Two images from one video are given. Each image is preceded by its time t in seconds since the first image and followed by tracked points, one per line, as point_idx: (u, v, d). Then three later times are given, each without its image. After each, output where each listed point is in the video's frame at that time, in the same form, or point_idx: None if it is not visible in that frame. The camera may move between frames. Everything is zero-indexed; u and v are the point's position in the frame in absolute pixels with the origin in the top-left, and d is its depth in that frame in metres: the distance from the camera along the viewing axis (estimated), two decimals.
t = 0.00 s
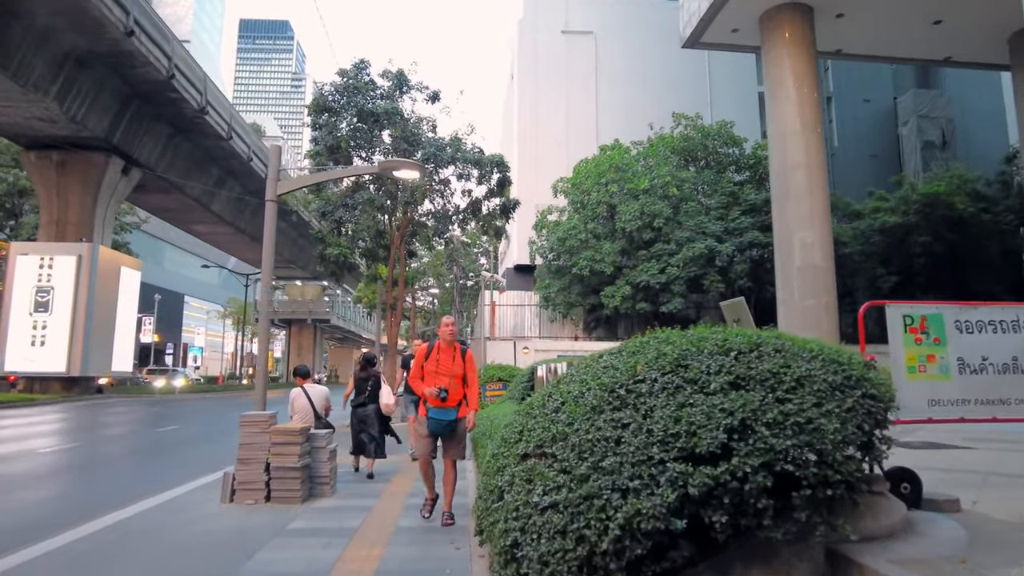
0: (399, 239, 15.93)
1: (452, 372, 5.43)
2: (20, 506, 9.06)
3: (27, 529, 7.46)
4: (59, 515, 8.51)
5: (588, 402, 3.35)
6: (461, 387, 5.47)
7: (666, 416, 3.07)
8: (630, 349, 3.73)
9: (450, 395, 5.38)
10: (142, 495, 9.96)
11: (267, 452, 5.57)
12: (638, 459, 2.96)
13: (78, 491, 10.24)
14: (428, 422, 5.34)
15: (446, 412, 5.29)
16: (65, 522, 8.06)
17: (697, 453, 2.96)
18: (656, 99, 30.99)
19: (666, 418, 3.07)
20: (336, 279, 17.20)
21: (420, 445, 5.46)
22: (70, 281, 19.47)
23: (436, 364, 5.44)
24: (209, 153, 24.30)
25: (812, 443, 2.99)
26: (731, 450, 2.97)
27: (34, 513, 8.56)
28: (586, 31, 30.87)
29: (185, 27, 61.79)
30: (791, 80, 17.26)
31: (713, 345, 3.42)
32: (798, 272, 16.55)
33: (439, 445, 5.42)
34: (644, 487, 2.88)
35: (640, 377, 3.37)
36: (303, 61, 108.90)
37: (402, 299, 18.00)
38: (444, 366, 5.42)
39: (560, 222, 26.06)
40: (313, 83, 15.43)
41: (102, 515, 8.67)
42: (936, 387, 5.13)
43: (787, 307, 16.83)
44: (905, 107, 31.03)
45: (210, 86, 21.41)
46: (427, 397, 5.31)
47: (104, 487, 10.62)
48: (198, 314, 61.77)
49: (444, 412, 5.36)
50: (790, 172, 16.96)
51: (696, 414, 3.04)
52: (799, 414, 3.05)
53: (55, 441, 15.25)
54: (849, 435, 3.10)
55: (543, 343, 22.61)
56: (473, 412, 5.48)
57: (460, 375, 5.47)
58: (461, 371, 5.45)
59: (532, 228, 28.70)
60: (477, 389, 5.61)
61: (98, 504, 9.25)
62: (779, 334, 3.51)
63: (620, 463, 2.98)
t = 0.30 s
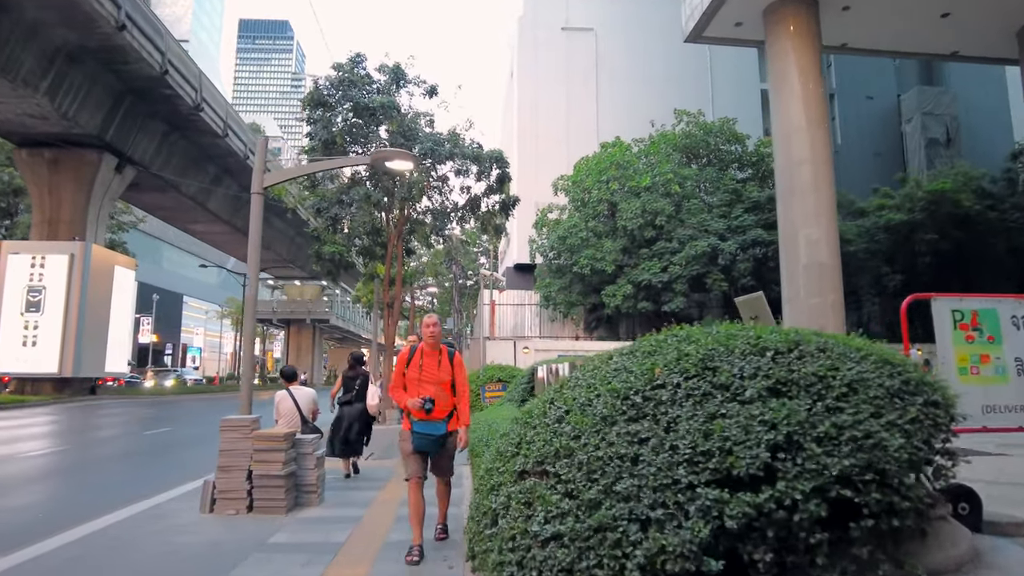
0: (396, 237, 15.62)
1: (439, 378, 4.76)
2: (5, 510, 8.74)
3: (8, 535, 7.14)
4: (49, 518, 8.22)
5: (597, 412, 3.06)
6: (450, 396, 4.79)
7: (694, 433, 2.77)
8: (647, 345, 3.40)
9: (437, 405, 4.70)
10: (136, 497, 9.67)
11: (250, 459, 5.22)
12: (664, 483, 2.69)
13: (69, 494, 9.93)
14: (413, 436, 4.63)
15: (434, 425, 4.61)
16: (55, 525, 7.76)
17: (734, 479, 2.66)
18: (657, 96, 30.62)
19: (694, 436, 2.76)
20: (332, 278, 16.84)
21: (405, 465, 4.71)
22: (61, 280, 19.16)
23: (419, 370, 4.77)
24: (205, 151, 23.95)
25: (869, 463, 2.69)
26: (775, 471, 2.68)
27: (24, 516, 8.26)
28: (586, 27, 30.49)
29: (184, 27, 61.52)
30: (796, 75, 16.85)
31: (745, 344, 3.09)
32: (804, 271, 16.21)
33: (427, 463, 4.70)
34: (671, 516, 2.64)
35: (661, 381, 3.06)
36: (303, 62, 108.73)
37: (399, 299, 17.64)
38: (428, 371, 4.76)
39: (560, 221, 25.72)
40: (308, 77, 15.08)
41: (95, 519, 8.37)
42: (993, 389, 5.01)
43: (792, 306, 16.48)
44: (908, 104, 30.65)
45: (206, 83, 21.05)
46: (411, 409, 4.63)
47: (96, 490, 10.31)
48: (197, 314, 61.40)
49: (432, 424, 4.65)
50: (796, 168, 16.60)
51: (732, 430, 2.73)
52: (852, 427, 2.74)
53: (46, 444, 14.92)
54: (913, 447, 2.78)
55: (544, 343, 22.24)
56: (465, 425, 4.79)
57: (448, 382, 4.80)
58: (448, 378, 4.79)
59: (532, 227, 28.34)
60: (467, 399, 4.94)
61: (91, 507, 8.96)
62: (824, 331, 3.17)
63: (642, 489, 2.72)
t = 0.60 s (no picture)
0: (396, 234, 15.34)
1: (426, 374, 4.29)
2: None
3: None
4: (40, 521, 7.93)
5: (623, 419, 2.73)
6: (439, 394, 4.32)
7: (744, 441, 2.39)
8: (681, 343, 3.06)
9: (422, 405, 4.22)
10: (132, 499, 9.38)
11: (236, 464, 4.93)
12: (713, 506, 2.28)
13: (64, 495, 9.66)
14: (393, 441, 4.23)
15: (416, 428, 4.16)
16: (45, 528, 7.46)
17: (799, 499, 2.23)
18: (658, 93, 30.31)
19: (745, 445, 2.37)
20: (330, 277, 16.55)
21: (388, 471, 4.35)
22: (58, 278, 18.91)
23: (404, 364, 4.31)
24: (203, 148, 23.67)
25: (967, 479, 2.25)
26: (851, 492, 2.23)
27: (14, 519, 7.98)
28: (587, 24, 30.15)
29: (184, 26, 61.16)
30: (803, 69, 16.46)
31: (797, 338, 2.73)
32: (812, 268, 15.95)
33: (410, 469, 4.30)
34: (723, 548, 2.21)
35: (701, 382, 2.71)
36: (303, 61, 108.44)
37: (398, 299, 17.27)
38: (414, 367, 4.29)
39: (562, 219, 25.41)
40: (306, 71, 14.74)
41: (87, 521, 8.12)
42: None
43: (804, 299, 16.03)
44: (913, 102, 30.31)
45: (203, 79, 20.77)
46: (390, 409, 4.19)
47: (91, 491, 10.05)
48: (196, 314, 61.15)
49: (415, 427, 4.20)
50: (804, 164, 16.27)
51: (793, 440, 2.32)
52: (942, 437, 2.30)
53: (41, 444, 14.65)
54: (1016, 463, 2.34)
55: (545, 342, 21.98)
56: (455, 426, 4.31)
57: (438, 378, 4.32)
58: (437, 373, 4.31)
59: (533, 225, 28.04)
60: (463, 395, 4.44)
61: (83, 509, 8.68)
62: (890, 328, 2.78)
63: (685, 510, 2.33)
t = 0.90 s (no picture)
0: (393, 231, 15.04)
1: (405, 381, 3.67)
2: None
3: None
4: (27, 523, 7.64)
5: (654, 430, 2.46)
6: (423, 404, 3.72)
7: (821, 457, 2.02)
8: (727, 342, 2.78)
9: (397, 417, 3.62)
10: (123, 501, 9.09)
11: (219, 470, 4.69)
12: (785, 547, 1.92)
13: (54, 496, 9.38)
14: (362, 460, 3.63)
15: (387, 447, 3.58)
16: (29, 531, 7.14)
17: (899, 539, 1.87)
18: (660, 91, 30.00)
19: (816, 463, 2.02)
20: (326, 275, 16.24)
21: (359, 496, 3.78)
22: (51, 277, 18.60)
23: (379, 367, 3.71)
24: (199, 144, 23.35)
25: None
26: (973, 531, 1.85)
27: None
28: (589, 22, 29.77)
29: (183, 25, 60.77)
30: (810, 64, 16.06)
31: (869, 331, 2.40)
32: (820, 268, 15.60)
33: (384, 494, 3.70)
34: None
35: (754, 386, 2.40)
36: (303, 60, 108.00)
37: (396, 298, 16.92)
38: (391, 373, 3.69)
39: (563, 217, 25.07)
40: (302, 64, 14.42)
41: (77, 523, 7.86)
42: None
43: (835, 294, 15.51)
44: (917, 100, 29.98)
45: (199, 74, 20.45)
46: (360, 421, 3.63)
47: (82, 493, 9.77)
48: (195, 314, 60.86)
49: (388, 444, 3.62)
50: (810, 160, 15.94)
51: (877, 454, 1.96)
52: None
53: (30, 445, 14.33)
54: None
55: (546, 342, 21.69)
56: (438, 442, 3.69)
57: (419, 386, 3.70)
58: (419, 380, 3.70)
59: (534, 224, 27.72)
60: (452, 404, 3.81)
61: (71, 512, 8.36)
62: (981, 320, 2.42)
63: (750, 545, 1.97)
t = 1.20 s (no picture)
0: (390, 229, 14.75)
1: (361, 378, 2.94)
2: None
3: None
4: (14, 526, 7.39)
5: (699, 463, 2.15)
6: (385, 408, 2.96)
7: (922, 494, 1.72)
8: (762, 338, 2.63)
9: (356, 421, 2.90)
10: (114, 503, 8.85)
11: (195, 478, 4.45)
12: None
13: (43, 499, 9.13)
14: (311, 478, 2.88)
15: (346, 461, 2.83)
16: (14, 534, 6.88)
17: None
18: (661, 88, 29.73)
19: (912, 505, 1.71)
20: (322, 274, 15.96)
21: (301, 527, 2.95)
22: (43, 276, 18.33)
23: (333, 361, 2.98)
24: (194, 141, 23.06)
25: None
26: None
27: None
28: (588, 19, 29.50)
29: (182, 26, 60.50)
30: (814, 61, 15.71)
31: (950, 320, 2.06)
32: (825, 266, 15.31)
33: (332, 521, 2.92)
34: None
35: (804, 394, 2.15)
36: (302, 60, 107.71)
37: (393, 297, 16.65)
38: (343, 367, 2.97)
39: (563, 216, 24.77)
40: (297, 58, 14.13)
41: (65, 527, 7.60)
42: None
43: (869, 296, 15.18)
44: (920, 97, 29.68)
45: (193, 71, 20.14)
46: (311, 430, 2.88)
47: (73, 494, 9.51)
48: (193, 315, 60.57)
49: (343, 457, 2.86)
50: (815, 156, 15.64)
51: (1001, 494, 1.63)
52: None
53: (22, 446, 14.07)
54: None
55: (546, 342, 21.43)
56: (396, 454, 2.81)
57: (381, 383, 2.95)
58: (378, 377, 2.94)
59: (534, 223, 27.45)
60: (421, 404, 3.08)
61: (57, 515, 8.06)
62: None
63: None
